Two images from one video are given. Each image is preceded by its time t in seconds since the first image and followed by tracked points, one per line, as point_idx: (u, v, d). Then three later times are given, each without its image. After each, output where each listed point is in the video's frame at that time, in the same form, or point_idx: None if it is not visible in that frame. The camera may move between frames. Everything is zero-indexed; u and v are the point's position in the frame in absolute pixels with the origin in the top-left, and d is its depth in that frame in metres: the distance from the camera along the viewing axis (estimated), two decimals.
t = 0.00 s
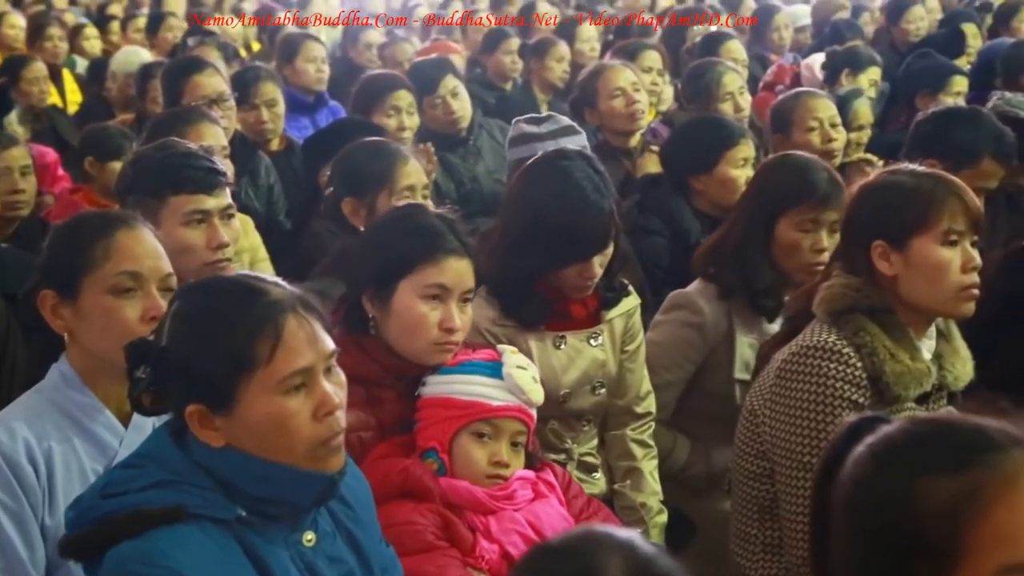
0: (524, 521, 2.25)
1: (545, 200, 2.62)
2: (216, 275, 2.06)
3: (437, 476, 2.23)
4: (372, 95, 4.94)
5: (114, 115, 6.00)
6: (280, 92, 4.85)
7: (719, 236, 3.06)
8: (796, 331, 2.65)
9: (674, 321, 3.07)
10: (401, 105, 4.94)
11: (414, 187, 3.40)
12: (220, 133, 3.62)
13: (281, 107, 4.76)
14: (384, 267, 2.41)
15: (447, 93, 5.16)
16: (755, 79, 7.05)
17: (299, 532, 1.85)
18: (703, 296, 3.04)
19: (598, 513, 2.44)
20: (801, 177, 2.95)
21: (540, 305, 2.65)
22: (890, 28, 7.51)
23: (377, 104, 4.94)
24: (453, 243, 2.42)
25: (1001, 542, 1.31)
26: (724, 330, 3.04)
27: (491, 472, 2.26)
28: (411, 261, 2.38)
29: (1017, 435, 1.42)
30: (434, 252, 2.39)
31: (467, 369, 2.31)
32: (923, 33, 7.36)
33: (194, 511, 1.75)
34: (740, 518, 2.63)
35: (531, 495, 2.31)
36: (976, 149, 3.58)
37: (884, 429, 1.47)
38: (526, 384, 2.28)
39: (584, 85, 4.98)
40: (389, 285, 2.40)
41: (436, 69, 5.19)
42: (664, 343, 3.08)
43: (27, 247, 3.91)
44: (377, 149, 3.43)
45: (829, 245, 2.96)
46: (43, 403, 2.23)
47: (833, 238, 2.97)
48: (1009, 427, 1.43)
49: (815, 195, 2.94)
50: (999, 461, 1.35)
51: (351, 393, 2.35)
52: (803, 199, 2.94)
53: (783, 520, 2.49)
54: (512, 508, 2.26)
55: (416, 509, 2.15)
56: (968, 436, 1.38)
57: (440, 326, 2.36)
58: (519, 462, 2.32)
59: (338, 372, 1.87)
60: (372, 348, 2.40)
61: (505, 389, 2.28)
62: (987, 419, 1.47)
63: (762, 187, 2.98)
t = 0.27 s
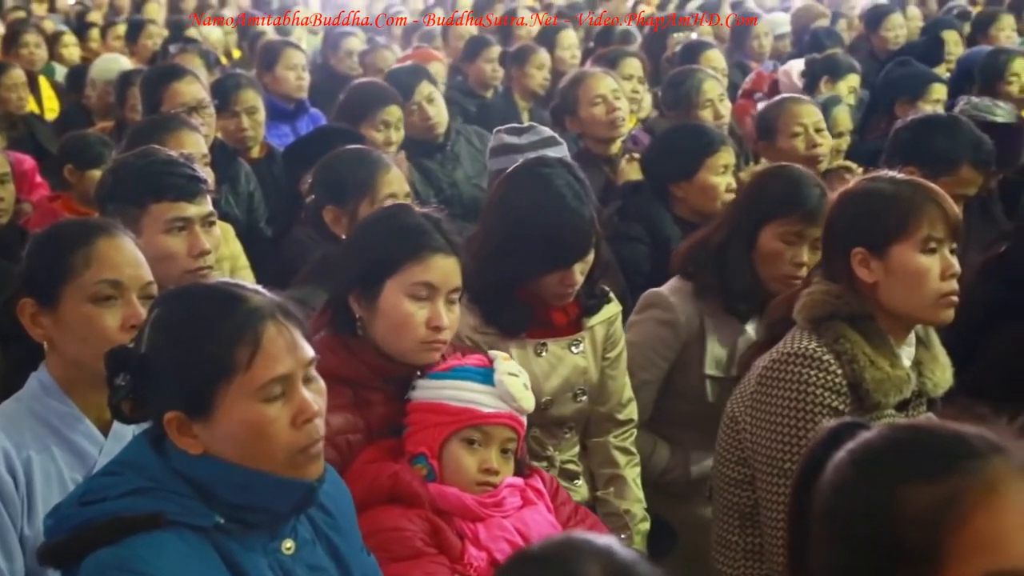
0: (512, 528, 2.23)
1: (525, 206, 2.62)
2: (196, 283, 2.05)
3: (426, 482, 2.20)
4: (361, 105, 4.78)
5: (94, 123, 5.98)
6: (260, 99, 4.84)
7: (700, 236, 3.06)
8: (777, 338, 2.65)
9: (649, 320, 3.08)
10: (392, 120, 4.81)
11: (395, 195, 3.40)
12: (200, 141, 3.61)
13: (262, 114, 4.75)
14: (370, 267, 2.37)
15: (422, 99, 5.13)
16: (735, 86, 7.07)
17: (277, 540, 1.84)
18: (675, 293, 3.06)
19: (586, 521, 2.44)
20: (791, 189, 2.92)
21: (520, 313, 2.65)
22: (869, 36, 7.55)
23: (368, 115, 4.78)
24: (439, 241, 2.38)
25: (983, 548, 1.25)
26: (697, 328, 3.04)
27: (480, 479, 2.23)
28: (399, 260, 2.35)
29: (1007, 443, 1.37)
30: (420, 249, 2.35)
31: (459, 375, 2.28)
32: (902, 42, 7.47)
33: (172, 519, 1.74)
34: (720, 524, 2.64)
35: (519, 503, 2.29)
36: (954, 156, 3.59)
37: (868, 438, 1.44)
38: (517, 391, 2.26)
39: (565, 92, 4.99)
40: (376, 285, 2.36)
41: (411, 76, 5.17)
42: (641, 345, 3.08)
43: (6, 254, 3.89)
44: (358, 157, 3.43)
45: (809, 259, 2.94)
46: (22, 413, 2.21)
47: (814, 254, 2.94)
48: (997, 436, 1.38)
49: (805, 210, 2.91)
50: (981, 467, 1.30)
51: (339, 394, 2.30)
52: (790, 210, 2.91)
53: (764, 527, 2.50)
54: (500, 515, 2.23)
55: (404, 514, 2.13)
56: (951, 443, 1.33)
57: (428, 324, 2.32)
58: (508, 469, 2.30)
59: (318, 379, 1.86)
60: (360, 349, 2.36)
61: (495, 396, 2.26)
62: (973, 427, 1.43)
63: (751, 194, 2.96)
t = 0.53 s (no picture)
0: (501, 536, 2.20)
1: (504, 212, 2.62)
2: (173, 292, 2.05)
3: (416, 489, 2.17)
4: (350, 109, 4.61)
5: (73, 129, 5.96)
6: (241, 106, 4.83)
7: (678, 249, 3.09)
8: (757, 344, 2.66)
9: (627, 323, 3.09)
10: (379, 135, 4.63)
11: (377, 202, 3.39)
12: (180, 148, 3.61)
13: (242, 121, 4.74)
14: (355, 261, 2.32)
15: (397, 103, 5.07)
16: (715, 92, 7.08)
17: (256, 547, 1.84)
18: (654, 297, 3.08)
19: (576, 529, 2.43)
20: (773, 206, 2.90)
21: (502, 320, 2.66)
22: (847, 43, 7.59)
23: (356, 127, 4.58)
24: (421, 236, 2.34)
25: (966, 553, 1.26)
26: (675, 331, 3.05)
27: (471, 486, 2.19)
28: (384, 253, 2.30)
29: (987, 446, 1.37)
30: (403, 243, 2.31)
31: (452, 381, 2.23)
32: (880, 48, 7.49)
33: (149, 528, 1.73)
34: (702, 530, 2.64)
35: (509, 511, 2.26)
36: (932, 162, 3.62)
37: (848, 440, 1.43)
38: (511, 399, 2.22)
39: (545, 99, 4.99)
40: (360, 282, 2.31)
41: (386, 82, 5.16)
42: (619, 348, 3.08)
43: None
44: (339, 164, 3.42)
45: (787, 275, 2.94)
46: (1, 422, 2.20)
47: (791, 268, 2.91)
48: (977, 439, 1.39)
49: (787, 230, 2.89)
50: (964, 471, 1.30)
51: (328, 396, 2.26)
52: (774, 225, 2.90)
53: (745, 532, 2.50)
54: (490, 523, 2.20)
55: (394, 521, 2.12)
56: (933, 446, 1.33)
57: (415, 320, 2.27)
58: (499, 476, 2.26)
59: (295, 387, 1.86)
60: (349, 352, 2.30)
61: (488, 403, 2.22)
62: (953, 432, 1.42)
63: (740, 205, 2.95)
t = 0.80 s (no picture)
0: (488, 544, 2.19)
1: (485, 218, 2.63)
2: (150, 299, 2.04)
3: (403, 494, 2.17)
4: (337, 121, 4.54)
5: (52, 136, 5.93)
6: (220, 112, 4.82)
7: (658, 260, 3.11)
8: (738, 350, 2.66)
9: (613, 330, 3.09)
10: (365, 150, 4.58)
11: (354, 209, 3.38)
12: (159, 153, 3.59)
13: (222, 128, 4.73)
14: (320, 265, 2.30)
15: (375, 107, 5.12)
16: (695, 98, 7.09)
17: (235, 556, 1.83)
18: (639, 303, 3.08)
19: (563, 536, 2.44)
20: (746, 208, 2.91)
21: (483, 326, 2.67)
22: (827, 49, 7.62)
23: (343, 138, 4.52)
24: (379, 231, 2.32)
25: (950, 555, 1.27)
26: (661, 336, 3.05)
27: (460, 493, 2.19)
28: (348, 252, 2.29)
29: (963, 449, 1.40)
30: (364, 241, 2.29)
31: (440, 386, 2.23)
32: (860, 55, 7.52)
33: (126, 537, 1.73)
34: (683, 535, 2.64)
35: (496, 518, 2.26)
36: (911, 168, 3.63)
37: (828, 446, 1.44)
38: (501, 405, 2.22)
39: (524, 105, 4.99)
40: (327, 286, 2.30)
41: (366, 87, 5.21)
42: (600, 353, 3.09)
43: None
44: (318, 171, 3.42)
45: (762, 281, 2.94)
46: None
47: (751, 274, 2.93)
48: (954, 442, 1.41)
49: (758, 238, 2.90)
50: (946, 473, 1.32)
51: (313, 402, 2.26)
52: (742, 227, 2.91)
53: (725, 537, 2.50)
54: (477, 530, 2.20)
55: (381, 528, 2.10)
56: (912, 449, 1.35)
57: (386, 314, 2.26)
58: (487, 483, 2.25)
59: (273, 395, 1.86)
60: (328, 356, 2.30)
61: (478, 410, 2.21)
62: (930, 435, 1.44)
63: (716, 208, 2.96)
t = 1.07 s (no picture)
0: (464, 549, 2.20)
1: (469, 224, 2.62)
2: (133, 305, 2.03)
3: (379, 502, 2.17)
4: (318, 131, 4.52)
5: (31, 142, 5.90)
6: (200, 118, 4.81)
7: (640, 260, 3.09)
8: (719, 355, 2.67)
9: (590, 332, 3.09)
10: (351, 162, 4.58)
11: (331, 214, 3.37)
12: (140, 160, 3.59)
13: (203, 133, 4.71)
14: (275, 283, 2.29)
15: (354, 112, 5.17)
16: (675, 103, 7.11)
17: (217, 563, 1.82)
18: (617, 306, 3.08)
19: (539, 539, 2.42)
20: (735, 221, 2.88)
21: (464, 333, 2.66)
22: (807, 55, 7.65)
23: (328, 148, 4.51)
24: (330, 241, 2.31)
25: (934, 555, 1.28)
26: (639, 337, 3.06)
27: (435, 499, 2.19)
28: (300, 266, 2.27)
29: (940, 451, 1.41)
30: (314, 254, 2.28)
31: (415, 394, 2.23)
32: (840, 61, 7.56)
33: (108, 545, 1.72)
34: (665, 541, 2.64)
35: (472, 523, 2.25)
36: (891, 173, 3.65)
37: (807, 451, 1.44)
38: (475, 411, 2.22)
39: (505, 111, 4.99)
40: (284, 302, 2.28)
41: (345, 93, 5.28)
42: (581, 355, 3.09)
43: None
44: (297, 176, 3.41)
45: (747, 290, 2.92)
46: None
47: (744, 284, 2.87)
48: (930, 445, 1.42)
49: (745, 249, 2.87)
50: (925, 475, 1.33)
51: (285, 414, 2.24)
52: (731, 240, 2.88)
53: (706, 543, 2.51)
54: (453, 535, 2.20)
55: (356, 536, 2.09)
56: (890, 452, 1.36)
57: (344, 322, 2.23)
58: (463, 488, 2.25)
59: (256, 402, 1.86)
60: (295, 370, 2.27)
61: (452, 415, 2.21)
62: (907, 438, 1.45)
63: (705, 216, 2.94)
